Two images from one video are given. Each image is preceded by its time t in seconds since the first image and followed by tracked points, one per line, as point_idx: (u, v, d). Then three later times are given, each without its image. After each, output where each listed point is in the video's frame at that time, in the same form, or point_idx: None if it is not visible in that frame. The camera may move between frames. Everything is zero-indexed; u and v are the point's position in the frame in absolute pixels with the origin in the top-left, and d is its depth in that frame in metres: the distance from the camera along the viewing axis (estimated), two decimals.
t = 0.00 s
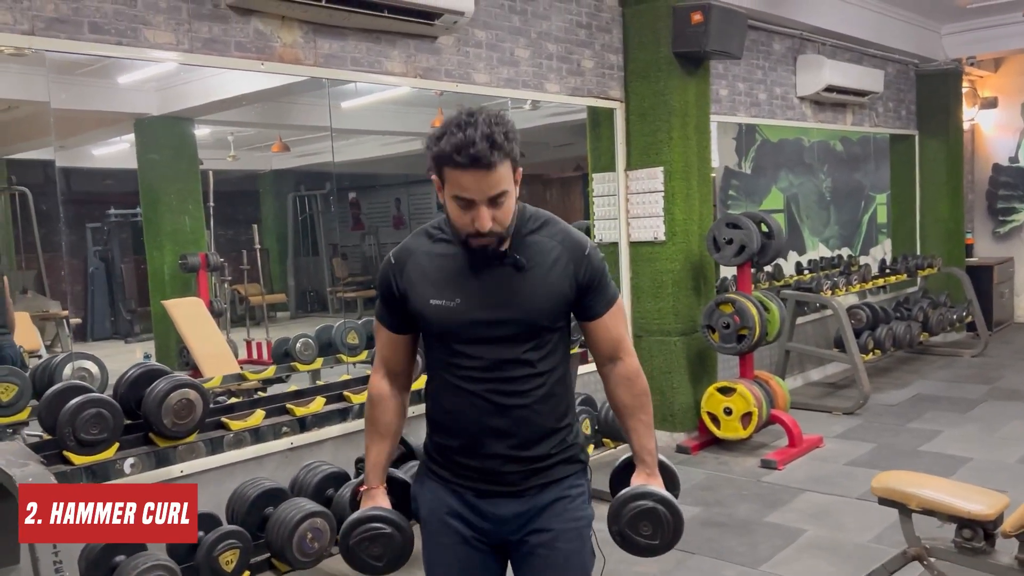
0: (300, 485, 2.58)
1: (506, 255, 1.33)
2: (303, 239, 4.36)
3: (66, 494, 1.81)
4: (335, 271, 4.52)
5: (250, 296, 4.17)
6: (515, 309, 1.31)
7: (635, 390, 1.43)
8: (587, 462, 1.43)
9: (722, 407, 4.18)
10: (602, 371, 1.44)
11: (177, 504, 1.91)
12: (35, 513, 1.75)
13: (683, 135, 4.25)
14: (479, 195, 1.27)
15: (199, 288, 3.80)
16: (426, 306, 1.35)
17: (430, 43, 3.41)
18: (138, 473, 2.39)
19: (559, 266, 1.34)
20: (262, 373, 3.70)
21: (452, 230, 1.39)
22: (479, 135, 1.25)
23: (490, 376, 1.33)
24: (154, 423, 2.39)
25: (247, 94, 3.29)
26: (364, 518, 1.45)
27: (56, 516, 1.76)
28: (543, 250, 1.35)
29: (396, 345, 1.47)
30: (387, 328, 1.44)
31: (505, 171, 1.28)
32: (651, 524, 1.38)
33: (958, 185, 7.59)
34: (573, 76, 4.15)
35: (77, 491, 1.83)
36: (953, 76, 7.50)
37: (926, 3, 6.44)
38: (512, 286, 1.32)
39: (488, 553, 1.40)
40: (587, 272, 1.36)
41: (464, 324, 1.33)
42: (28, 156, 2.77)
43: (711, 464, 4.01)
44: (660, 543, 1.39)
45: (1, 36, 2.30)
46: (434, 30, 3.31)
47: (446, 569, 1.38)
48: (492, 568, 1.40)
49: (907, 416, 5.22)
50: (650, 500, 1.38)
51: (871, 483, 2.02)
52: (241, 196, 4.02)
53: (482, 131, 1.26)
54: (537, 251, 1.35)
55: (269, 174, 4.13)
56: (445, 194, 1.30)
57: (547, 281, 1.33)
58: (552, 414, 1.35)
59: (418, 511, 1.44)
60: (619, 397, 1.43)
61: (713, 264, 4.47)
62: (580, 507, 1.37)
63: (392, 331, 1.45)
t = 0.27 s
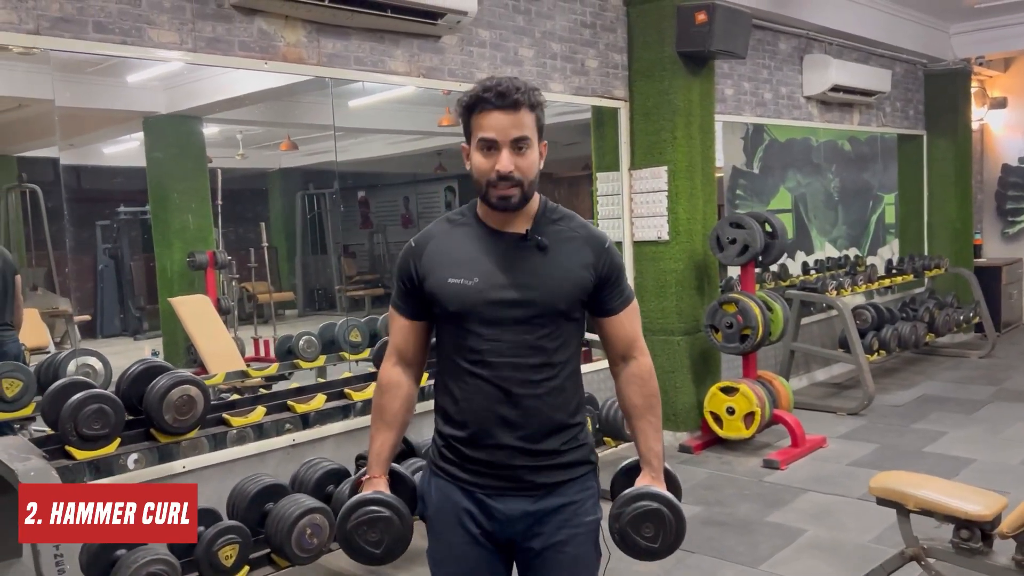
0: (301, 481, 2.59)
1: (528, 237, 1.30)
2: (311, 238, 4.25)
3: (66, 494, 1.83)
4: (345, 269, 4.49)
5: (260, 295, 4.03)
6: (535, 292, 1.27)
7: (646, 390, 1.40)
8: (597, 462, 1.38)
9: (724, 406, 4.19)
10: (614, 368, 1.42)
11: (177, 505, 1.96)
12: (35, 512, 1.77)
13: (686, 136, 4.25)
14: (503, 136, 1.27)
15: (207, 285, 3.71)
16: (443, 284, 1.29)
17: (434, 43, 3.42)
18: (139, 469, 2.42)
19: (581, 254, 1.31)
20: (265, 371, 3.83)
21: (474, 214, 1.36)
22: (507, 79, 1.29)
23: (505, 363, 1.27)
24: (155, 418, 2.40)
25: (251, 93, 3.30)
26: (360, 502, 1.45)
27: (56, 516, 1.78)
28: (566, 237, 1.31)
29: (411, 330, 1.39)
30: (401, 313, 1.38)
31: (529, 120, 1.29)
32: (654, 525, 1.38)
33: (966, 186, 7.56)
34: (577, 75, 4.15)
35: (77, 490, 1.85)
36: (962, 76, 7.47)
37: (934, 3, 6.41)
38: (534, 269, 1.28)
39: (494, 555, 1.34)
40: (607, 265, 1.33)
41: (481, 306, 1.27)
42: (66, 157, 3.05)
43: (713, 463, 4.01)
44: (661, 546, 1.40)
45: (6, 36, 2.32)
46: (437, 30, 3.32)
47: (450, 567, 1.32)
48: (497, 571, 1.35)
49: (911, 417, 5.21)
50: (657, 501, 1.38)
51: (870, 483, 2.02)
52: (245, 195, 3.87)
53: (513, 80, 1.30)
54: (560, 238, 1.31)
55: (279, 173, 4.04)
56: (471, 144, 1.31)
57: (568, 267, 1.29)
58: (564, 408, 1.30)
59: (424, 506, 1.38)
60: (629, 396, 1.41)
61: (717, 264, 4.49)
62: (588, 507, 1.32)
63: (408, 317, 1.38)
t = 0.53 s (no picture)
0: (296, 484, 2.60)
1: (515, 237, 1.29)
2: (318, 239, 4.31)
3: (66, 495, 1.87)
4: (351, 270, 4.39)
5: (265, 294, 4.16)
6: (522, 288, 1.25)
7: (636, 397, 1.39)
8: (587, 471, 1.36)
9: (723, 410, 4.20)
10: (603, 376, 1.41)
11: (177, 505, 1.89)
12: (34, 513, 1.85)
13: (686, 141, 4.26)
14: (495, 131, 1.27)
15: (210, 286, 3.81)
16: (430, 283, 1.28)
17: (433, 48, 3.44)
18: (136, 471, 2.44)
19: (569, 256, 1.29)
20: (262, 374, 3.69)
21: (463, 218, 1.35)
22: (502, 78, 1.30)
23: (491, 360, 1.25)
24: (150, 421, 2.41)
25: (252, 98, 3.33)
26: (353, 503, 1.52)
27: (55, 516, 1.84)
28: (555, 240, 1.30)
29: (402, 335, 1.39)
30: (391, 319, 1.38)
31: (521, 119, 1.30)
32: (645, 529, 1.40)
33: (970, 190, 7.55)
34: (577, 80, 4.17)
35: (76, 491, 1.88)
36: (967, 80, 7.46)
37: (937, 7, 6.41)
38: (521, 268, 1.26)
39: (486, 567, 1.32)
40: (596, 270, 1.31)
41: (468, 303, 1.25)
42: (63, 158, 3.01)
43: (710, 467, 4.02)
44: (651, 550, 1.41)
45: (7, 42, 2.35)
46: (437, 35, 3.34)
47: None
48: None
49: (911, 422, 5.21)
50: (651, 506, 1.39)
51: (861, 490, 2.03)
52: (251, 195, 3.96)
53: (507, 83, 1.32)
54: (549, 240, 1.30)
55: (285, 173, 4.08)
56: (463, 142, 1.31)
57: (557, 267, 1.27)
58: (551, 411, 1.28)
59: (415, 517, 1.36)
60: (619, 404, 1.40)
61: (717, 269, 4.48)
62: (576, 516, 1.31)
63: (399, 321, 1.38)
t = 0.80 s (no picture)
0: (288, 484, 2.61)
1: (490, 236, 1.29)
2: (320, 237, 4.29)
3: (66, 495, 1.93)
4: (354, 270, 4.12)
5: (268, 293, 4.23)
6: (495, 282, 1.24)
7: (610, 404, 1.37)
8: (563, 476, 1.34)
9: (719, 413, 4.21)
10: (578, 381, 1.39)
11: (177, 505, 1.98)
12: (34, 513, 1.91)
13: (684, 143, 4.26)
14: (468, 143, 1.27)
15: (212, 284, 3.80)
16: (403, 279, 1.27)
17: (430, 50, 3.46)
18: (129, 472, 2.46)
19: (542, 253, 1.29)
20: (258, 373, 3.74)
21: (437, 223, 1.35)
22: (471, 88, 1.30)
23: (462, 352, 1.23)
24: (143, 421, 2.42)
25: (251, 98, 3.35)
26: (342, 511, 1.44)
27: (55, 516, 1.91)
28: (529, 240, 1.30)
29: (378, 340, 1.38)
30: (365, 322, 1.37)
31: (493, 128, 1.30)
32: (625, 529, 1.37)
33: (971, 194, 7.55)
34: (575, 83, 4.18)
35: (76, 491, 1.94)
36: (969, 84, 7.46)
37: (937, 11, 6.41)
38: (495, 265, 1.26)
39: None
40: (570, 274, 1.31)
41: (440, 296, 1.24)
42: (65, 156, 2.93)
43: (706, 470, 4.03)
44: (628, 554, 1.38)
45: (5, 44, 2.37)
46: (435, 38, 3.35)
47: None
48: None
49: (908, 426, 5.22)
50: (628, 506, 1.37)
51: (850, 494, 2.04)
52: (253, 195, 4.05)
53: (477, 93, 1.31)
54: (523, 241, 1.30)
55: (289, 172, 4.08)
56: (436, 153, 1.31)
57: (530, 264, 1.27)
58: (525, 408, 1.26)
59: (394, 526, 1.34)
60: (592, 410, 1.38)
61: (715, 272, 4.49)
62: (553, 524, 1.30)
63: (375, 325, 1.37)
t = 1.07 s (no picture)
0: (283, 480, 2.62)
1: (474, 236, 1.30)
2: (324, 237, 4.30)
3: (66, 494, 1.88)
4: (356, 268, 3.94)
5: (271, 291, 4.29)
6: (474, 280, 1.25)
7: (591, 407, 1.34)
8: (546, 475, 1.35)
9: (715, 413, 4.21)
10: (559, 386, 1.37)
11: (177, 505, 1.91)
12: (35, 512, 1.85)
13: (684, 143, 4.27)
14: (472, 171, 1.26)
15: (215, 281, 3.85)
16: (385, 276, 1.29)
17: (429, 49, 3.47)
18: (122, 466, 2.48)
19: (524, 252, 1.30)
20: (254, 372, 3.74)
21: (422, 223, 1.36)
22: (475, 113, 1.26)
23: (441, 349, 1.24)
24: (137, 415, 2.43)
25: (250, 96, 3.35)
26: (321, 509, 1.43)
27: (55, 515, 1.85)
28: (511, 241, 1.30)
29: (362, 340, 1.39)
30: (349, 318, 1.38)
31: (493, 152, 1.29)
32: (596, 541, 1.32)
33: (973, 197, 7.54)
34: (575, 82, 4.19)
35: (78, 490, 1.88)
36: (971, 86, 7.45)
37: (939, 13, 6.41)
38: (476, 263, 1.27)
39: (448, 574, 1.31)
40: (553, 274, 1.31)
41: (420, 293, 1.25)
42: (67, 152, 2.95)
43: (702, 470, 4.04)
44: (599, 565, 1.34)
45: (4, 40, 2.38)
46: (433, 37, 3.36)
47: None
48: None
49: (906, 428, 5.22)
50: (600, 517, 1.32)
51: (842, 494, 2.05)
52: (253, 193, 4.05)
53: (479, 113, 1.27)
54: (506, 241, 1.31)
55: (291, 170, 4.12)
56: (434, 172, 1.28)
57: (511, 263, 1.28)
58: (504, 404, 1.27)
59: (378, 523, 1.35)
60: (574, 415, 1.35)
61: (713, 273, 4.50)
62: (536, 522, 1.30)
63: (359, 325, 1.38)
